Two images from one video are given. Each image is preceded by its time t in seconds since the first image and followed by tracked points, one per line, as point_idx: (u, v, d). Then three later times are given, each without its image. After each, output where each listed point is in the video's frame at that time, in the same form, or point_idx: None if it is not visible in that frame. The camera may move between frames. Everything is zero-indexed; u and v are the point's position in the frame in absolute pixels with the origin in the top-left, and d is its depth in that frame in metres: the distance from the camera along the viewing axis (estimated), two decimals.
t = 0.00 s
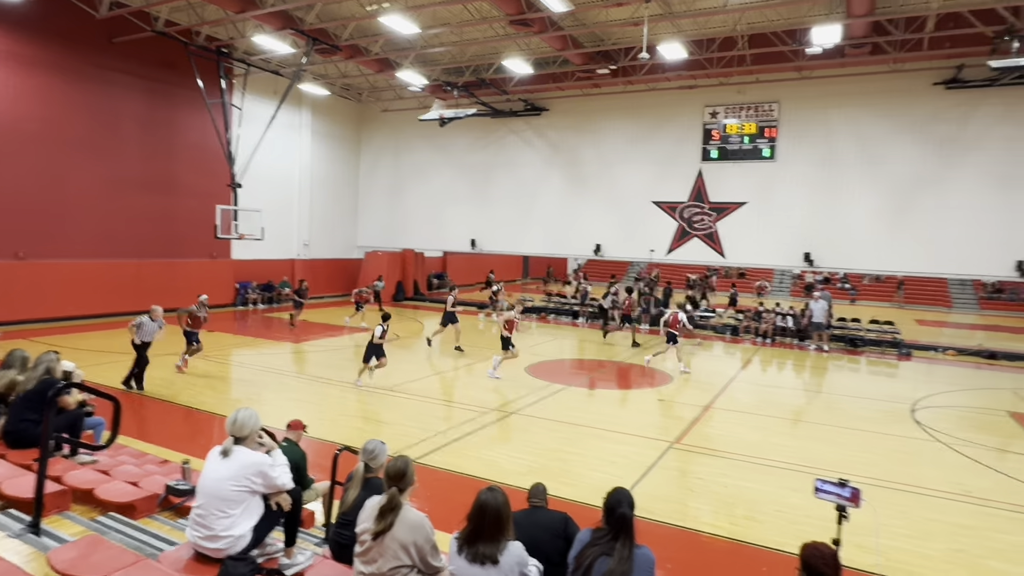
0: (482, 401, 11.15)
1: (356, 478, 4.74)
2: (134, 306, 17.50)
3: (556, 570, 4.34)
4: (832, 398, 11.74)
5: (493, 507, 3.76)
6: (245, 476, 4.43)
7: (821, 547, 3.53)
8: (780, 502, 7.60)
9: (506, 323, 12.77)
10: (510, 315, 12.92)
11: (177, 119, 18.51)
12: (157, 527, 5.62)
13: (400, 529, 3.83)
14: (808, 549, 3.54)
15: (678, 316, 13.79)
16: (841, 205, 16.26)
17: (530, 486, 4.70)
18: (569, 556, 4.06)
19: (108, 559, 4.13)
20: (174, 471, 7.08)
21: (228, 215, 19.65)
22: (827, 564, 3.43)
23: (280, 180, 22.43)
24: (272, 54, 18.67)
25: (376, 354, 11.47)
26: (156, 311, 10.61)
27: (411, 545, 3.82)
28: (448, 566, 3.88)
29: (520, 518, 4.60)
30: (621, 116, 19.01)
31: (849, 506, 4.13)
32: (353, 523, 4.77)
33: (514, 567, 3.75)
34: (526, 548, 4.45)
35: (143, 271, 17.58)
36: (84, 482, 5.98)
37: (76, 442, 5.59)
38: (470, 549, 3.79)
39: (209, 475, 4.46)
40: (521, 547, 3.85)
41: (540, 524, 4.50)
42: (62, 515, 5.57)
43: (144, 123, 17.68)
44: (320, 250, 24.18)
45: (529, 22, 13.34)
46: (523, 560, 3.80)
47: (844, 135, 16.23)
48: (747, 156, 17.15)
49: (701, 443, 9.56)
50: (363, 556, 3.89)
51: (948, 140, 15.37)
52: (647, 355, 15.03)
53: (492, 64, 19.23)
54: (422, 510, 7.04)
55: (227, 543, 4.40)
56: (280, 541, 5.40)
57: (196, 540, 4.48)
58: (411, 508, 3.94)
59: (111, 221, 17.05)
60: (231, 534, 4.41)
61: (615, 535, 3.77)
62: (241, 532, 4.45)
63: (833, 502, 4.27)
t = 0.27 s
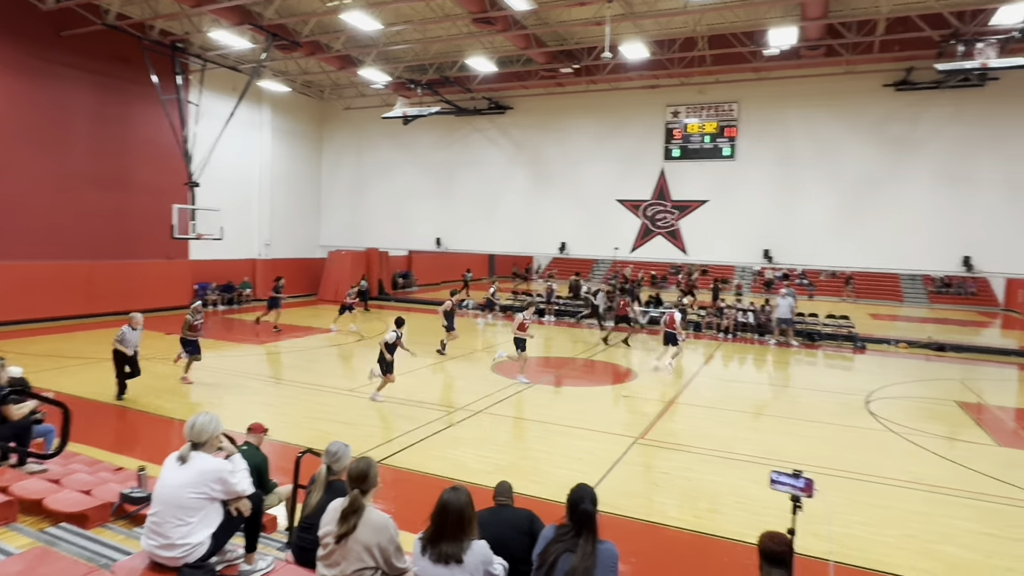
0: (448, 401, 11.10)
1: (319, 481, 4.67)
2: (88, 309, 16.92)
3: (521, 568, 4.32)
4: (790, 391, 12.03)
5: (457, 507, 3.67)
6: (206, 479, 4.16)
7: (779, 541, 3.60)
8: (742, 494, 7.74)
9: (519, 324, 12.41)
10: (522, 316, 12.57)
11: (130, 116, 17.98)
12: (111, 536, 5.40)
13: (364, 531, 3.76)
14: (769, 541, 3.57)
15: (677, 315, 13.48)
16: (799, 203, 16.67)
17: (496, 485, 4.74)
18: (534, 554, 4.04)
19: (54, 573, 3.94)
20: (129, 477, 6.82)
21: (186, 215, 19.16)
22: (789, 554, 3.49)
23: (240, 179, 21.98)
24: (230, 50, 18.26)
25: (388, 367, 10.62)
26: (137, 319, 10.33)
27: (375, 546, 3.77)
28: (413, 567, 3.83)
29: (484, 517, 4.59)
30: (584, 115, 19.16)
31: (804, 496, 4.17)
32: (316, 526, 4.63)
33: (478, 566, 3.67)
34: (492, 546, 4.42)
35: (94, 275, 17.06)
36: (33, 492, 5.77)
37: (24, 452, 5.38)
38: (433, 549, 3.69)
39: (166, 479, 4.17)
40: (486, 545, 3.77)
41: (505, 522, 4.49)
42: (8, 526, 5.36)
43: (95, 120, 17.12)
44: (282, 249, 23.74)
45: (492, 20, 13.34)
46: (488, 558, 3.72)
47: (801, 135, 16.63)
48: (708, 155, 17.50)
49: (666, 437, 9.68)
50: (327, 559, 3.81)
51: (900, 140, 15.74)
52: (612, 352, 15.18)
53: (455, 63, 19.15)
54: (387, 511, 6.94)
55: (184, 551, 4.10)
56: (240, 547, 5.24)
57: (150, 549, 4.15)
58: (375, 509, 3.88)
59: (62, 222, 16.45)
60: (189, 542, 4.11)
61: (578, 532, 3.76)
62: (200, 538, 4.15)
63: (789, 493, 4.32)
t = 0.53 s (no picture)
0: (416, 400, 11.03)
1: (283, 482, 4.36)
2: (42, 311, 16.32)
3: (490, 565, 4.26)
4: (752, 384, 12.30)
5: (421, 506, 3.56)
6: (162, 482, 3.84)
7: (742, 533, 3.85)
8: (706, 487, 7.87)
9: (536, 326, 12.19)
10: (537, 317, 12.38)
11: (83, 111, 17.40)
12: (65, 546, 5.21)
13: (328, 533, 3.64)
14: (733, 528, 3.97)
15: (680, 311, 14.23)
16: (760, 200, 17.04)
17: (463, 484, 4.58)
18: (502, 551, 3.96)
19: None
20: (83, 485, 6.42)
21: (143, 213, 18.65)
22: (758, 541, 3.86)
23: (199, 176, 21.50)
24: (188, 44, 17.83)
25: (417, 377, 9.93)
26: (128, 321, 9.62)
27: (340, 548, 3.64)
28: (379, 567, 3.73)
29: (452, 515, 4.48)
30: (550, 113, 19.24)
31: (764, 488, 4.19)
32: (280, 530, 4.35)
33: (445, 565, 3.57)
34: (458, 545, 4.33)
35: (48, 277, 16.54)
36: None
37: None
38: (399, 550, 3.58)
39: (118, 484, 3.84)
40: (452, 543, 3.66)
41: (473, 521, 4.39)
42: None
43: (46, 115, 16.52)
44: (244, 248, 23.21)
45: (457, 17, 13.30)
46: (455, 556, 3.61)
47: (761, 135, 16.98)
48: (671, 153, 17.72)
49: (632, 432, 9.78)
50: (290, 563, 3.68)
51: (854, 139, 16.20)
52: (579, 348, 15.30)
53: (420, 59, 19.00)
54: (354, 512, 6.83)
55: (142, 559, 3.78)
56: (200, 554, 5.09)
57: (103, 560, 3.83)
58: (339, 510, 3.76)
59: (11, 220, 15.82)
60: (147, 549, 3.80)
61: (542, 530, 3.73)
62: (159, 545, 3.84)
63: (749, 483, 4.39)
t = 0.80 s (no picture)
0: (383, 402, 10.95)
1: (245, 488, 4.21)
2: None
3: (456, 566, 4.21)
4: (714, 380, 12.56)
5: (387, 509, 3.50)
6: (116, 494, 3.69)
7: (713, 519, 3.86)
8: (671, 482, 8.01)
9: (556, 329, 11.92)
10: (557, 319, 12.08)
11: (31, 107, 16.76)
12: (16, 559, 5.01)
13: (294, 538, 3.54)
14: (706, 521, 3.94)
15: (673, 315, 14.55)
16: (721, 201, 17.38)
17: (431, 485, 4.60)
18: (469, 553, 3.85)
19: None
20: (37, 494, 6.26)
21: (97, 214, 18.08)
22: (730, 534, 3.86)
23: (157, 175, 20.94)
24: (143, 39, 17.33)
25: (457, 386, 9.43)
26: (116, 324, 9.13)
27: (305, 553, 3.55)
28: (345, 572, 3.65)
29: (420, 516, 4.44)
30: (515, 113, 19.28)
31: (725, 482, 3.97)
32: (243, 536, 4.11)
33: (413, 567, 3.50)
34: (425, 547, 4.28)
35: None
36: None
37: None
38: (365, 553, 3.50)
39: (68, 496, 3.67)
40: (419, 545, 3.60)
41: (441, 523, 4.35)
42: None
43: None
44: (204, 249, 22.65)
45: (422, 16, 13.22)
46: (422, 558, 3.54)
47: (722, 136, 17.29)
48: (636, 153, 18.00)
49: (599, 430, 9.88)
50: (254, 570, 3.58)
51: (811, 140, 16.59)
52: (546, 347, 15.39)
53: (385, 58, 18.80)
54: (321, 516, 6.72)
55: (97, 572, 3.65)
56: (160, 563, 4.95)
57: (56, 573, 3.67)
58: (303, 515, 3.66)
59: None
60: (102, 561, 3.66)
61: (502, 529, 3.63)
62: (115, 557, 3.71)
63: (711, 480, 4.11)
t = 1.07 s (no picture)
0: (344, 403, 10.81)
1: (201, 494, 4.08)
2: None
3: (418, 568, 4.16)
4: (674, 377, 12.79)
5: (346, 513, 3.34)
6: (62, 504, 3.43)
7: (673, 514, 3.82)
8: (633, 478, 8.11)
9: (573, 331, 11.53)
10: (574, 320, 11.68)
11: None
12: None
13: (250, 544, 3.33)
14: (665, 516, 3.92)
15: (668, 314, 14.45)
16: (680, 201, 17.68)
17: (393, 488, 4.58)
18: (431, 555, 3.80)
19: None
20: None
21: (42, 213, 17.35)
22: (690, 527, 3.86)
23: (107, 173, 20.23)
24: (90, 32, 16.70)
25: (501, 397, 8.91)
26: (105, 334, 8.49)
27: (262, 559, 3.35)
28: None
29: (382, 519, 4.37)
30: (477, 112, 19.27)
31: (685, 476, 3.93)
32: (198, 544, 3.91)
33: (374, 570, 3.38)
34: (388, 549, 4.21)
35: None
36: None
37: None
38: (325, 557, 3.36)
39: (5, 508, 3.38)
40: (381, 547, 3.48)
41: (405, 525, 4.29)
42: None
43: None
44: (158, 250, 21.98)
45: (381, 13, 13.10)
46: (384, 561, 3.42)
47: (681, 137, 17.59)
48: (597, 154, 18.18)
49: (562, 428, 9.95)
50: None
51: (766, 141, 17.01)
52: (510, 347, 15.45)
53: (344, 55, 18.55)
54: (280, 521, 6.56)
55: None
56: None
57: None
58: (259, 520, 3.44)
59: None
60: None
61: (461, 528, 3.58)
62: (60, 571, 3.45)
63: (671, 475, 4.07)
